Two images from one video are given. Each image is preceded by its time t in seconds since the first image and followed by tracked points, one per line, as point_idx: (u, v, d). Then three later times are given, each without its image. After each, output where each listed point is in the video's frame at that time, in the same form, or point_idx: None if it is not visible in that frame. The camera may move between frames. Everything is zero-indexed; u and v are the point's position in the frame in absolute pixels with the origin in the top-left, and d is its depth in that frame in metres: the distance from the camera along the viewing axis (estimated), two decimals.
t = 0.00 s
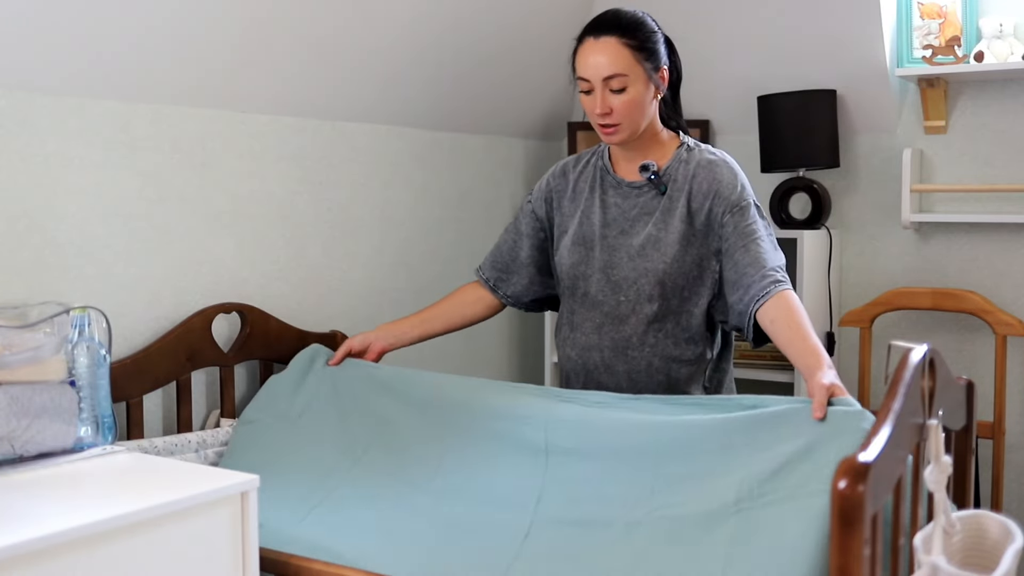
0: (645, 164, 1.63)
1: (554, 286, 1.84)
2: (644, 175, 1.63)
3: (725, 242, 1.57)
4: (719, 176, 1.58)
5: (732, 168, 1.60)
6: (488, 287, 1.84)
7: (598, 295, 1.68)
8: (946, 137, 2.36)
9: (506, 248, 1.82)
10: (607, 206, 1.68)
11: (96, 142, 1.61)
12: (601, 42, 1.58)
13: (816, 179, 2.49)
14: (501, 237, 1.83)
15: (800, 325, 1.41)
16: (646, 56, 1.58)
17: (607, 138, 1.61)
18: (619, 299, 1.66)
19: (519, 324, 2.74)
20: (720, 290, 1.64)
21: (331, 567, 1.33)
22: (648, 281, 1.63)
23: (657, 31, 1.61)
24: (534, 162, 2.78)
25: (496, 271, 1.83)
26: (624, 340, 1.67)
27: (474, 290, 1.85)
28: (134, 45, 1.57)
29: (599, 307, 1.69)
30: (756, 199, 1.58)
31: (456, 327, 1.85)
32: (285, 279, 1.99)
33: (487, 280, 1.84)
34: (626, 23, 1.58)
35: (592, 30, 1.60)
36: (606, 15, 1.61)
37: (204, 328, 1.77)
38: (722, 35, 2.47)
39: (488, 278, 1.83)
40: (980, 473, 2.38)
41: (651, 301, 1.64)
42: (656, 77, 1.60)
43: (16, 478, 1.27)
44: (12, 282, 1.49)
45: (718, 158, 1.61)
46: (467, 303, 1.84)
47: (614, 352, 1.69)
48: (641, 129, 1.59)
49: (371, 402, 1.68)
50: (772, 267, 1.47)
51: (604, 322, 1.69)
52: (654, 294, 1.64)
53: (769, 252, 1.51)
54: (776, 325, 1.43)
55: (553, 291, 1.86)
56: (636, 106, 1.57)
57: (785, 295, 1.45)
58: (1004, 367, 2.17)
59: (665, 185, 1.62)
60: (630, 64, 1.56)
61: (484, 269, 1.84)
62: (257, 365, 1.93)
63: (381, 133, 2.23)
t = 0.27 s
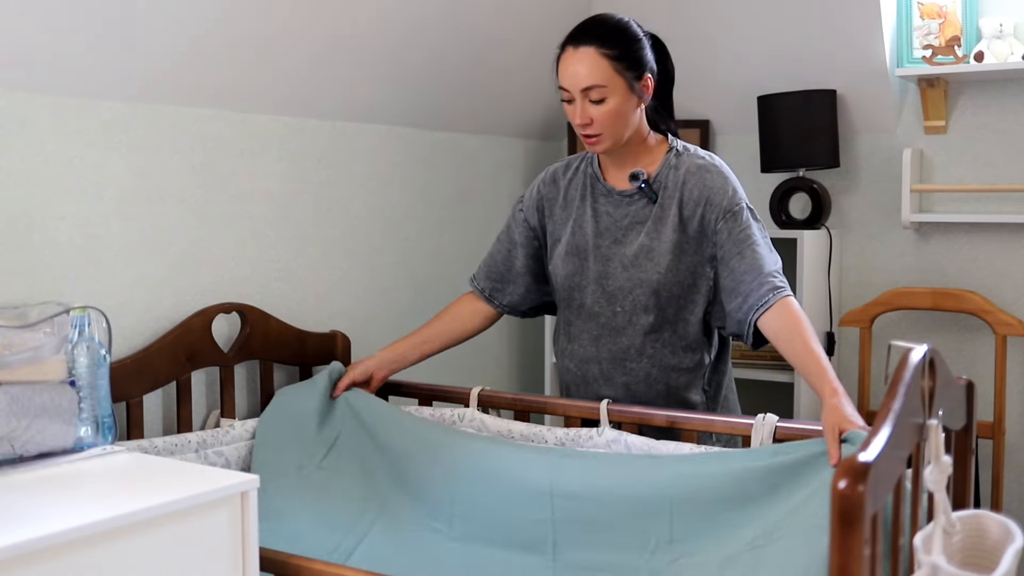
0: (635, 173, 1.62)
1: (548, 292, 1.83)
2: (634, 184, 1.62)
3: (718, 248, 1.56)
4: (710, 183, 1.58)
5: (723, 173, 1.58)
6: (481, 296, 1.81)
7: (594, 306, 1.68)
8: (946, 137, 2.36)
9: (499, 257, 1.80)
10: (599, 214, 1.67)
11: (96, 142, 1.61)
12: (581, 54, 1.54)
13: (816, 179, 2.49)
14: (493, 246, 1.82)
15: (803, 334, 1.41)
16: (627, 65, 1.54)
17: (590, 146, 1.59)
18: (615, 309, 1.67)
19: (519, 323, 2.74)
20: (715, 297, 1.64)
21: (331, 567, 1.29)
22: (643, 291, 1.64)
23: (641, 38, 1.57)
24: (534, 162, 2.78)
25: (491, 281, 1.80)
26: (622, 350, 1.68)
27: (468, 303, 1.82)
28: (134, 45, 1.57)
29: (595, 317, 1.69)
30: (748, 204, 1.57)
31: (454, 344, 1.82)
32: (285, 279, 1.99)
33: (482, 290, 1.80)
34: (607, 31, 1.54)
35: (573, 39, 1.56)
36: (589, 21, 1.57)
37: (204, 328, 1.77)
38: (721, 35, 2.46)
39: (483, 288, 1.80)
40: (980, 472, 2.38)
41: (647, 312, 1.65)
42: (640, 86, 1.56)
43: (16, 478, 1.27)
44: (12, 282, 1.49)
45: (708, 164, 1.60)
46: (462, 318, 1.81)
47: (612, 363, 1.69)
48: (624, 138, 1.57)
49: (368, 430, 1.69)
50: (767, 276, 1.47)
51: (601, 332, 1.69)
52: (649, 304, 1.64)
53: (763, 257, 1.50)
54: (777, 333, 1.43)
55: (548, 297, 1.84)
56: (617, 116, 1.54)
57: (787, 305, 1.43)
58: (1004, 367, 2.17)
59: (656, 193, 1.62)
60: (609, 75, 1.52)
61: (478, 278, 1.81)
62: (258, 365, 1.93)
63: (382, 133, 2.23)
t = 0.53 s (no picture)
0: (628, 183, 1.60)
1: (544, 297, 1.82)
2: (628, 195, 1.61)
3: (712, 257, 1.55)
4: (702, 192, 1.56)
5: (716, 181, 1.57)
6: (474, 303, 1.79)
7: (592, 317, 1.68)
8: (946, 137, 2.36)
9: (493, 265, 1.78)
10: (593, 223, 1.66)
11: (96, 142, 1.62)
12: (564, 65, 1.51)
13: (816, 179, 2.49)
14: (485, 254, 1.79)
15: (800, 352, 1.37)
16: (613, 74, 1.51)
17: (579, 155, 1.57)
18: (613, 319, 1.66)
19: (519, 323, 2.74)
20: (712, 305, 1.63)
21: (331, 567, 1.30)
22: (640, 302, 1.63)
23: (626, 44, 1.54)
24: (534, 162, 2.78)
25: (486, 289, 1.78)
26: (623, 359, 1.68)
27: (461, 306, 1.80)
28: (134, 45, 1.57)
29: (593, 327, 1.69)
30: (741, 210, 1.55)
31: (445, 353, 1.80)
32: (285, 279, 1.99)
33: (477, 299, 1.79)
34: (590, 41, 1.51)
35: (556, 51, 1.53)
36: (574, 30, 1.54)
37: (204, 328, 1.77)
38: (722, 35, 2.46)
39: (478, 297, 1.79)
40: (980, 472, 2.38)
41: (645, 322, 1.64)
42: (626, 94, 1.53)
43: (16, 478, 1.27)
44: (12, 282, 1.49)
45: (701, 171, 1.58)
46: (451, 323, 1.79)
47: (612, 374, 1.70)
48: (612, 147, 1.54)
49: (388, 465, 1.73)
50: (761, 287, 1.45)
51: (600, 342, 1.69)
52: (647, 315, 1.64)
53: (756, 266, 1.48)
54: (773, 352, 1.40)
55: (544, 302, 1.83)
56: (604, 126, 1.51)
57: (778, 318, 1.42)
58: (1004, 367, 2.17)
59: (650, 203, 1.60)
60: (594, 85, 1.49)
61: (473, 287, 1.78)
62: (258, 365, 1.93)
63: (382, 133, 2.23)
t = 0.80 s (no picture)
0: (621, 195, 1.59)
1: (540, 305, 1.82)
2: (621, 206, 1.60)
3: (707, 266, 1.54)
4: (696, 200, 1.55)
5: (709, 188, 1.56)
6: (466, 311, 1.79)
7: (591, 328, 1.68)
8: (946, 137, 2.36)
9: (488, 276, 1.77)
10: (588, 234, 1.65)
11: (96, 142, 1.62)
12: (551, 79, 1.50)
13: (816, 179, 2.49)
14: (478, 264, 1.78)
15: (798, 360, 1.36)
16: (601, 85, 1.49)
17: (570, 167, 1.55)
18: (611, 330, 1.66)
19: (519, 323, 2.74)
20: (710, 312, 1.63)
21: (331, 567, 1.30)
22: (638, 312, 1.63)
23: (613, 55, 1.52)
24: (534, 162, 2.78)
25: (480, 299, 1.78)
26: (624, 369, 1.68)
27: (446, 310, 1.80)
28: (134, 45, 1.57)
29: (592, 338, 1.69)
30: (735, 217, 1.54)
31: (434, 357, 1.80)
32: (285, 279, 1.99)
33: (472, 309, 1.78)
34: (577, 54, 1.50)
35: (543, 64, 1.52)
36: (560, 42, 1.53)
37: (204, 328, 1.77)
38: (722, 35, 2.46)
39: (472, 307, 1.78)
40: (980, 473, 2.38)
41: (643, 332, 1.64)
42: (615, 105, 1.52)
43: (17, 478, 1.27)
44: (12, 282, 1.49)
45: (693, 178, 1.57)
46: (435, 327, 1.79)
47: (614, 385, 1.70)
48: (603, 158, 1.53)
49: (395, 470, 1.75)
50: (757, 296, 1.44)
51: (600, 352, 1.69)
52: (645, 325, 1.63)
53: (753, 271, 1.47)
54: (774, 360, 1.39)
55: (539, 310, 1.83)
56: (594, 138, 1.50)
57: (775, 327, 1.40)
58: (1004, 367, 2.17)
59: (644, 213, 1.59)
60: (583, 97, 1.48)
61: (467, 298, 1.78)
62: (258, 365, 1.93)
63: (382, 133, 2.23)
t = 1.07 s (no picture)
0: (617, 206, 1.59)
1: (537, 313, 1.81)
2: (617, 217, 1.59)
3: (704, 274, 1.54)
4: (691, 210, 1.55)
5: (705, 197, 1.56)
6: (461, 322, 1.77)
7: (591, 339, 1.68)
8: (946, 137, 2.36)
9: (485, 288, 1.76)
10: (585, 244, 1.64)
11: (96, 142, 1.62)
12: (545, 91, 1.47)
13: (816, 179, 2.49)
14: (472, 275, 1.77)
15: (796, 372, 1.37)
16: (596, 97, 1.47)
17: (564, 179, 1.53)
18: (611, 339, 1.66)
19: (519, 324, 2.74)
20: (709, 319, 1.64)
21: (331, 566, 1.30)
22: (638, 323, 1.63)
23: (606, 65, 1.50)
24: (534, 162, 2.78)
25: (477, 311, 1.76)
26: (626, 379, 1.69)
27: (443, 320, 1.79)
28: (134, 45, 1.57)
29: (593, 348, 1.69)
30: (730, 224, 1.54)
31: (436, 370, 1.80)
32: (285, 279, 1.98)
33: (469, 321, 1.77)
34: (571, 65, 1.47)
35: (535, 76, 1.49)
36: (553, 53, 1.50)
37: (204, 328, 1.76)
38: (722, 35, 2.46)
39: (471, 319, 1.77)
40: (980, 472, 2.38)
41: (644, 342, 1.64)
42: (610, 115, 1.50)
43: (17, 478, 1.27)
44: (12, 282, 1.49)
45: (688, 186, 1.57)
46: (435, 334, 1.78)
47: (616, 395, 1.71)
48: (598, 169, 1.51)
49: (400, 482, 1.79)
50: (753, 305, 1.44)
51: (601, 363, 1.70)
52: (645, 335, 1.64)
53: (749, 276, 1.48)
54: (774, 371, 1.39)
55: (536, 319, 1.82)
56: (589, 150, 1.48)
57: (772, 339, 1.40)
58: (1004, 367, 2.17)
59: (641, 222, 1.59)
60: (577, 109, 1.46)
61: (464, 311, 1.76)
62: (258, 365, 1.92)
63: (382, 133, 2.23)
